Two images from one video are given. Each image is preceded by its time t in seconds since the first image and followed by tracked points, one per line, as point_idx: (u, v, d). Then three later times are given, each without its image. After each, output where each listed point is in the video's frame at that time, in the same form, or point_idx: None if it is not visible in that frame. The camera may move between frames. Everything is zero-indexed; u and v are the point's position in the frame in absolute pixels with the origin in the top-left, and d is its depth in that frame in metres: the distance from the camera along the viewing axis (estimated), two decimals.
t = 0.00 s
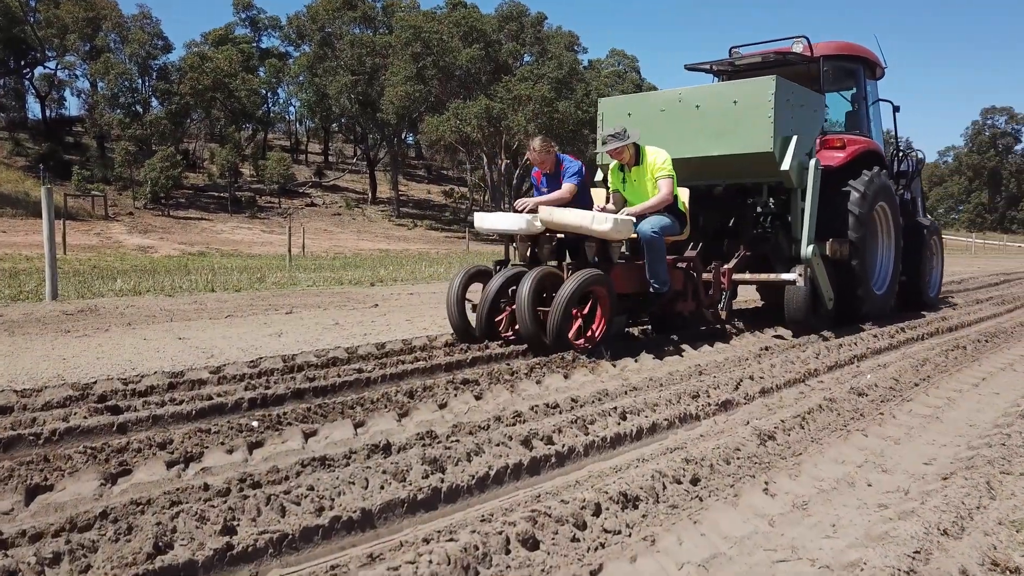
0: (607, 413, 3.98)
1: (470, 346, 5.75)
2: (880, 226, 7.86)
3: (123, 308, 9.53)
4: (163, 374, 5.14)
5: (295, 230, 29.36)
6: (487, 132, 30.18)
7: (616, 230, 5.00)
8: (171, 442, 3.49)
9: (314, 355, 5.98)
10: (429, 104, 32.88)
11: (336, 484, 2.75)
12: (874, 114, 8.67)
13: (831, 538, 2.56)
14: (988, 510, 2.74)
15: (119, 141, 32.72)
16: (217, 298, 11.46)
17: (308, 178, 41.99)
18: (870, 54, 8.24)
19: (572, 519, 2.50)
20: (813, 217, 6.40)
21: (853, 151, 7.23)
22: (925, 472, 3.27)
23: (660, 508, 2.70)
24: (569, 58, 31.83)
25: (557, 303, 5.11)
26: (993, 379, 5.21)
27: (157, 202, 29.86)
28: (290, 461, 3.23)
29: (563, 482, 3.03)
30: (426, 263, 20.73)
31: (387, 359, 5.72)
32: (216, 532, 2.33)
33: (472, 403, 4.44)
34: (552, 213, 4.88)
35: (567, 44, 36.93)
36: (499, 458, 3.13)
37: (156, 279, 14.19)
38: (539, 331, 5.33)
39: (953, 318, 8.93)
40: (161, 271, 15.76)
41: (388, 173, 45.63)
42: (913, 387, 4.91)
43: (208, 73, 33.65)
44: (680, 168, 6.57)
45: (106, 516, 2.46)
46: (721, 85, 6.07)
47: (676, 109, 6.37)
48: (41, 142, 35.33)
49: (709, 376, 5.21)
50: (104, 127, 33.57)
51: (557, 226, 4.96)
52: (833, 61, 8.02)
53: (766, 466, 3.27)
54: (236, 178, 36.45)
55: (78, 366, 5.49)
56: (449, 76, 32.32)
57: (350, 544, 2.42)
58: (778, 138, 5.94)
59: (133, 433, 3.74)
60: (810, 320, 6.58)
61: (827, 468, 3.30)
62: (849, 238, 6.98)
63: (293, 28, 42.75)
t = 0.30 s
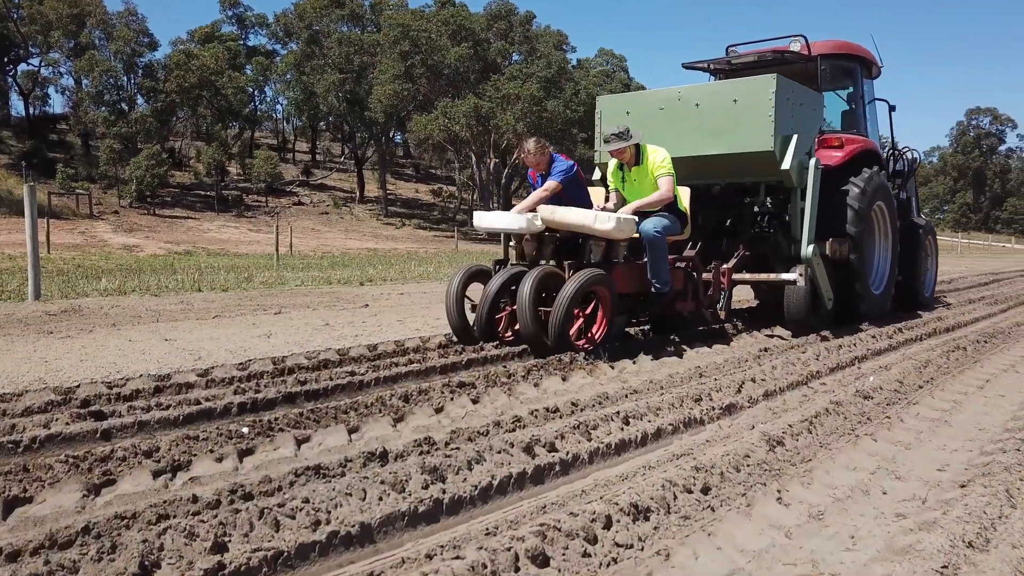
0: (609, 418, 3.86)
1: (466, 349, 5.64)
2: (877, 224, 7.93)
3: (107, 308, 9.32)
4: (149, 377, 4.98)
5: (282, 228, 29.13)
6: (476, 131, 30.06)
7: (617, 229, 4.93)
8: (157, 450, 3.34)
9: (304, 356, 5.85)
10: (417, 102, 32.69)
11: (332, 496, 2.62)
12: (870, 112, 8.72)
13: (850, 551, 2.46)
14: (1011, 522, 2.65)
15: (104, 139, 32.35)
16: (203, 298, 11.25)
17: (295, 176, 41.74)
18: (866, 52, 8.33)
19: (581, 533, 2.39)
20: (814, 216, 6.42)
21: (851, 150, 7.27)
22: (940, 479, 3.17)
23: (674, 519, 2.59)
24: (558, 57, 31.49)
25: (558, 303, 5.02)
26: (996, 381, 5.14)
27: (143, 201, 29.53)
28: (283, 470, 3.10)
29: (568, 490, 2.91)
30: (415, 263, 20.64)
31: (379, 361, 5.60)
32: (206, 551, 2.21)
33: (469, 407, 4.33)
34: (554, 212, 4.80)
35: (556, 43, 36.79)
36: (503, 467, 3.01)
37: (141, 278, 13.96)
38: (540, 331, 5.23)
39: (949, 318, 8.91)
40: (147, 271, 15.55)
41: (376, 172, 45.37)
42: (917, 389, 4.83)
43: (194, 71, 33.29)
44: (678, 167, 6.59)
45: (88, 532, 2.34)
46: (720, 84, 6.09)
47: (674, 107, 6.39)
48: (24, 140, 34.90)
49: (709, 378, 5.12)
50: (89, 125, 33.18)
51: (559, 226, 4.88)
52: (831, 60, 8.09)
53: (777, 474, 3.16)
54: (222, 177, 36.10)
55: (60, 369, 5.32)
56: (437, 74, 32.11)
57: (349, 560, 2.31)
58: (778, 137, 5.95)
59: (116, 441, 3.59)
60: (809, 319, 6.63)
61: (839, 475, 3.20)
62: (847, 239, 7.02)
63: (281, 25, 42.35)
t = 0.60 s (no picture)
0: (616, 423, 3.75)
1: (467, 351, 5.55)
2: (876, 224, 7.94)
3: (94, 309, 9.12)
4: (139, 380, 4.83)
5: (271, 228, 28.90)
6: (465, 129, 29.92)
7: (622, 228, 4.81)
8: (147, 459, 3.19)
9: (298, 359, 5.71)
10: (406, 101, 32.45)
11: (334, 508, 2.49)
12: (869, 111, 8.71)
13: (877, 566, 2.37)
14: None
15: (89, 137, 31.95)
16: (192, 299, 11.05)
17: (283, 175, 41.46)
18: (865, 51, 8.32)
19: (600, 550, 2.29)
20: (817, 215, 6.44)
21: (851, 149, 7.27)
22: (960, 487, 3.08)
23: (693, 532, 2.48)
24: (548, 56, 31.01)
25: (563, 303, 4.96)
26: (1003, 383, 5.07)
27: (129, 199, 29.20)
28: (281, 480, 2.98)
29: (581, 501, 2.79)
30: (405, 262, 20.47)
31: (376, 363, 5.49)
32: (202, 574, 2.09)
33: (469, 411, 4.22)
34: (558, 211, 4.73)
35: (545, 41, 36.60)
36: (511, 477, 2.89)
37: (128, 278, 13.71)
38: (543, 331, 5.16)
39: (947, 318, 8.87)
40: (134, 270, 15.31)
41: (365, 171, 45.08)
42: (925, 392, 4.75)
43: (180, 68, 32.92)
44: (680, 165, 6.64)
45: (75, 553, 2.20)
46: (722, 82, 6.16)
47: (675, 106, 6.45)
48: (8, 138, 34.44)
49: (713, 380, 5.04)
50: (74, 123, 32.74)
51: (563, 225, 4.80)
52: (830, 58, 8.09)
53: (793, 481, 3.06)
54: (210, 175, 35.78)
55: (46, 372, 5.16)
56: (426, 73, 31.87)
57: None
58: (780, 136, 6.01)
59: (105, 449, 3.45)
60: (810, 319, 6.65)
61: (859, 483, 3.09)
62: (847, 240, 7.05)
63: (268, 22, 41.92)
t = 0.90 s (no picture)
0: (624, 428, 3.63)
1: (468, 353, 5.45)
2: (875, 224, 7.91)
3: (81, 309, 8.93)
4: (127, 384, 4.67)
5: (260, 226, 28.66)
6: (455, 128, 29.78)
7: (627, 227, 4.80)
8: (135, 468, 3.04)
9: (291, 361, 5.56)
10: (396, 99, 32.22)
11: (335, 523, 2.35)
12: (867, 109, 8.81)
13: None
14: None
15: (75, 135, 31.53)
16: (181, 298, 10.86)
17: (272, 173, 41.17)
18: (863, 51, 8.46)
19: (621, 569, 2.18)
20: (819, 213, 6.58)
21: (851, 148, 7.23)
22: (983, 495, 2.98)
23: (714, 547, 2.38)
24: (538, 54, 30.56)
25: (567, 303, 4.87)
26: (1012, 385, 4.99)
27: (116, 197, 28.91)
28: (278, 492, 2.84)
29: (594, 512, 2.67)
30: (395, 261, 20.29)
31: (372, 365, 5.36)
32: None
33: (469, 415, 4.10)
34: (563, 209, 4.70)
35: (535, 40, 36.40)
36: (521, 487, 2.77)
37: (114, 277, 13.50)
38: (548, 331, 5.09)
39: (947, 318, 8.81)
40: (122, 270, 15.07)
41: (354, 170, 44.81)
42: (934, 394, 4.65)
43: (168, 66, 32.58)
44: (681, 163, 6.73)
45: None
46: (726, 81, 6.29)
47: (677, 105, 6.56)
48: None
49: (719, 383, 4.94)
50: (59, 121, 32.34)
51: (567, 223, 4.77)
52: (830, 57, 8.21)
53: (810, 490, 2.96)
54: (197, 173, 35.48)
55: (29, 376, 4.99)
56: (416, 71, 31.67)
57: None
58: (783, 134, 6.13)
59: (91, 458, 3.30)
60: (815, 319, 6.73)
61: (879, 492, 2.98)
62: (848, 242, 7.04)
63: (256, 20, 41.56)
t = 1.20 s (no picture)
0: (633, 433, 3.52)
1: (467, 355, 5.34)
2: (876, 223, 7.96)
3: (67, 309, 8.73)
4: (115, 387, 4.52)
5: (248, 225, 28.42)
6: (445, 127, 29.58)
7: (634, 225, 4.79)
8: (124, 477, 2.89)
9: (284, 362, 5.41)
10: (385, 98, 32.00)
11: (339, 539, 2.23)
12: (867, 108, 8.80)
13: None
14: None
15: (60, 133, 31.18)
16: (169, 298, 10.65)
17: (260, 172, 40.88)
18: (864, 50, 8.51)
19: None
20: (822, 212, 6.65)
21: (852, 147, 7.26)
22: (1009, 504, 2.89)
23: (739, 564, 2.27)
24: (529, 52, 30.34)
25: (574, 303, 4.79)
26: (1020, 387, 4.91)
27: (102, 196, 28.56)
28: (275, 503, 2.70)
29: (610, 524, 2.54)
30: (386, 260, 20.11)
31: (368, 367, 5.22)
32: None
33: (472, 419, 3.97)
34: (567, 208, 4.69)
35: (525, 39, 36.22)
36: (533, 498, 2.65)
37: (101, 276, 13.26)
38: (552, 332, 5.01)
39: (946, 319, 8.75)
40: (109, 268, 14.84)
41: (343, 168, 44.52)
42: (945, 396, 4.56)
43: (155, 63, 32.23)
44: (683, 161, 6.76)
45: None
46: (729, 77, 6.33)
47: (680, 101, 6.58)
48: None
49: (725, 385, 4.84)
50: (45, 118, 31.98)
51: (572, 221, 4.77)
52: (830, 56, 8.27)
53: (832, 499, 2.85)
54: (185, 171, 35.12)
55: (12, 378, 4.82)
56: (406, 69, 31.44)
57: None
58: (787, 132, 6.17)
59: (77, 467, 3.15)
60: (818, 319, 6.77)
61: (903, 501, 2.86)
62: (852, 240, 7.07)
63: (244, 17, 41.16)
